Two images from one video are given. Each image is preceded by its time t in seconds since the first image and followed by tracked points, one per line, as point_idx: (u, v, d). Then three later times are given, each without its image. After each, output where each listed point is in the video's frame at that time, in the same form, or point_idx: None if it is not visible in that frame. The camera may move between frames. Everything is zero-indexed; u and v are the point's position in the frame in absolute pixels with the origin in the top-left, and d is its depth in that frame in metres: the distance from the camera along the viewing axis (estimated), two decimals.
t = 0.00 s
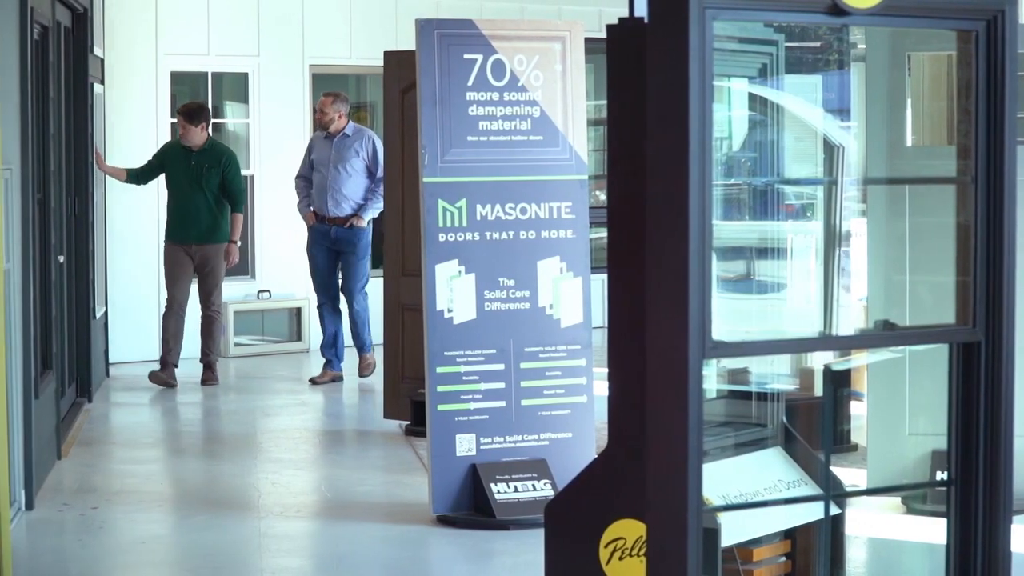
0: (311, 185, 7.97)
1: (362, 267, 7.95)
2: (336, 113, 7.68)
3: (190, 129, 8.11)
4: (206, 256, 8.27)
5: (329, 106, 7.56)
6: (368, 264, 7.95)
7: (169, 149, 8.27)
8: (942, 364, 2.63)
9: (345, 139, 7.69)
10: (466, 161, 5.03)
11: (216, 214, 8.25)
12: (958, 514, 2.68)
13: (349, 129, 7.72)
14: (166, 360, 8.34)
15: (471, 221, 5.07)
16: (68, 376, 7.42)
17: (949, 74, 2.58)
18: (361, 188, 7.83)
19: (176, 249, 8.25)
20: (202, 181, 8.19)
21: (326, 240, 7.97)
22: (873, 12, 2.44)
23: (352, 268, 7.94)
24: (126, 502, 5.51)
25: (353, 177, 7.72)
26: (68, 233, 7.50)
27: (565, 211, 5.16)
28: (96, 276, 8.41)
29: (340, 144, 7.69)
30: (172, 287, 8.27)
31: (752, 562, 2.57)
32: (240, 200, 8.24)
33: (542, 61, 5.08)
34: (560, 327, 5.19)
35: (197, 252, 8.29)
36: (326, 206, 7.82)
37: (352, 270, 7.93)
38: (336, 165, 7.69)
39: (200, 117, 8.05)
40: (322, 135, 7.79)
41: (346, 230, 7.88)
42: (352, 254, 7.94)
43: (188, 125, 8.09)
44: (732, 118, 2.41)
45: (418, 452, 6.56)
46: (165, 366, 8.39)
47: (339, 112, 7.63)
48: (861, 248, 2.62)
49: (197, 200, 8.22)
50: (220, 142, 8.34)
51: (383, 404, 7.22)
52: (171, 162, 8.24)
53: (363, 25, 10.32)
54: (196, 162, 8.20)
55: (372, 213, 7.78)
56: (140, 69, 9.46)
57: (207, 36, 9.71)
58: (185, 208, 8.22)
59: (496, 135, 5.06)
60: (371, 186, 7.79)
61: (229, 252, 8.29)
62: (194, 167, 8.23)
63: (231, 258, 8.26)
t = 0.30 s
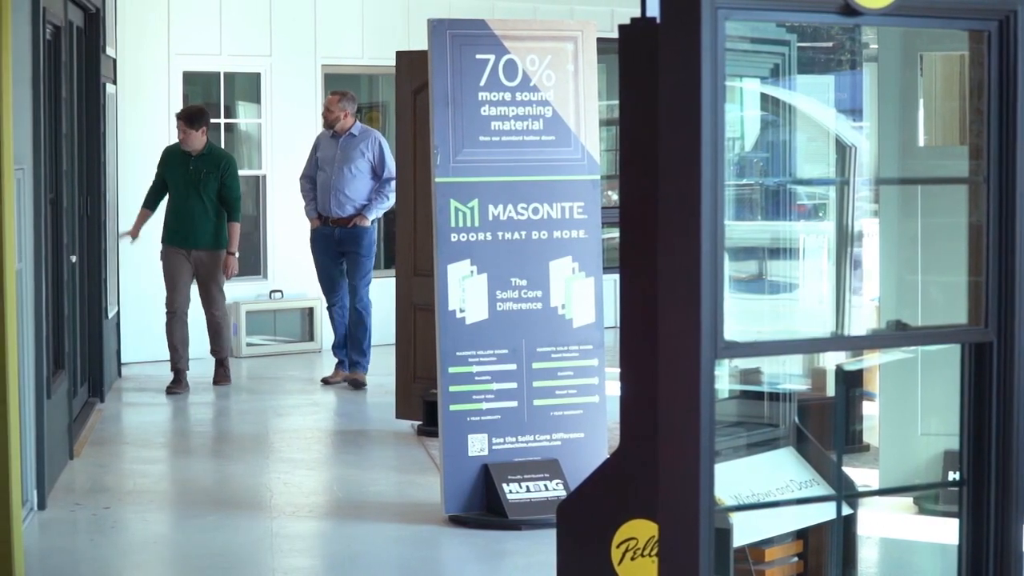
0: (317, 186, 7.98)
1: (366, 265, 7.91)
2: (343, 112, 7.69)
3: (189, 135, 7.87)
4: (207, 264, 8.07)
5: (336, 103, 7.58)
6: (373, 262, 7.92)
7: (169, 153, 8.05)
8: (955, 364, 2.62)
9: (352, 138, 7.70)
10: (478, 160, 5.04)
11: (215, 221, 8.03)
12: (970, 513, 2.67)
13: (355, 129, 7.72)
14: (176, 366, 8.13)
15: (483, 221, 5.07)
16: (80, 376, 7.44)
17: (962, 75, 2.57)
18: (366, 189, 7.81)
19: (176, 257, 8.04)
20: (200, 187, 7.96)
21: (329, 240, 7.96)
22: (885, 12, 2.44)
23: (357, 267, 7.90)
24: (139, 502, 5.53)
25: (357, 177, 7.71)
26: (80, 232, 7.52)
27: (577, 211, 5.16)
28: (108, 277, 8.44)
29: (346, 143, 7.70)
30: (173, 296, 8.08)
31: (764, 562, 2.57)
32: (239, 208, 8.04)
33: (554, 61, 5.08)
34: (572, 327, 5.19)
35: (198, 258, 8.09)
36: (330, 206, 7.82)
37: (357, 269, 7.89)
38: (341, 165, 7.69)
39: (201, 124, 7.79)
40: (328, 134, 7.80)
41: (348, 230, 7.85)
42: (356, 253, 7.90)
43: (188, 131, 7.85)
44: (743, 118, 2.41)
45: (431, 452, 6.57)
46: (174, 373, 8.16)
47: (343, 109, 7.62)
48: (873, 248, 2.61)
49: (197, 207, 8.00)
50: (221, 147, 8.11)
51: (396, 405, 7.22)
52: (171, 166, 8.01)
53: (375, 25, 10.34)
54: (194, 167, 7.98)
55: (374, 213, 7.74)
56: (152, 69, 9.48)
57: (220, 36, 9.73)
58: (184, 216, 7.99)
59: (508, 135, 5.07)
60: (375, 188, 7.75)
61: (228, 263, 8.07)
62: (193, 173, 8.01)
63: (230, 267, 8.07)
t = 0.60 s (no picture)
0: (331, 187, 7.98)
1: (378, 269, 7.88)
2: (358, 114, 7.70)
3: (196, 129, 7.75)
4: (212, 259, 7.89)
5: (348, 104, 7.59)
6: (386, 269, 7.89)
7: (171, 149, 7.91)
8: (966, 364, 2.61)
9: (365, 141, 7.69)
10: (490, 160, 5.05)
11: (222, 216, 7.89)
12: (981, 513, 2.66)
13: (370, 132, 7.71)
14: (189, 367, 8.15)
15: (495, 221, 5.08)
16: (92, 376, 7.47)
17: (973, 75, 2.56)
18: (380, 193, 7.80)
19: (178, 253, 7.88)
20: (208, 181, 7.83)
21: (341, 244, 7.95)
22: (898, 12, 2.44)
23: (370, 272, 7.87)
24: (151, 502, 5.54)
25: (370, 182, 7.70)
26: (92, 232, 7.54)
27: (589, 211, 5.17)
28: (120, 277, 8.46)
29: (359, 146, 7.69)
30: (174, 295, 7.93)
31: (776, 562, 2.57)
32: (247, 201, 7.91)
33: (566, 61, 5.08)
34: (584, 327, 5.20)
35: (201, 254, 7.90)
36: (342, 209, 7.82)
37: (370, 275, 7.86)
38: (354, 167, 7.69)
39: (207, 117, 7.70)
40: (343, 135, 7.80)
41: (359, 235, 7.84)
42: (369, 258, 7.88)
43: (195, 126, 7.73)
44: (755, 118, 2.41)
45: (442, 452, 6.58)
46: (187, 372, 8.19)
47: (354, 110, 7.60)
48: (884, 248, 2.60)
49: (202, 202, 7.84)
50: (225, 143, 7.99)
51: (408, 405, 7.23)
52: (174, 163, 7.89)
53: (387, 26, 10.36)
54: (200, 162, 7.85)
55: (386, 219, 7.74)
56: (164, 69, 9.51)
57: (232, 36, 9.75)
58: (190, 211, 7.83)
59: (520, 135, 5.07)
60: (387, 193, 7.74)
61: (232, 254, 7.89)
62: (199, 168, 7.87)
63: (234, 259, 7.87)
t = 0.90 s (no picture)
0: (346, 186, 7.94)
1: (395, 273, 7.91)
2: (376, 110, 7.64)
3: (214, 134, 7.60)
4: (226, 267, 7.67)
5: (367, 102, 7.52)
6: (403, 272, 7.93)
7: (188, 154, 7.73)
8: (978, 364, 2.61)
9: (383, 139, 7.68)
10: (502, 160, 5.05)
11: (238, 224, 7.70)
12: (993, 513, 2.66)
13: (387, 130, 7.69)
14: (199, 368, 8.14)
15: (507, 222, 5.09)
16: (104, 376, 7.49)
17: (985, 75, 2.56)
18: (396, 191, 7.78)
19: (190, 260, 7.71)
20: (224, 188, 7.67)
21: (357, 240, 7.89)
22: (910, 12, 2.44)
23: (387, 273, 7.88)
24: (163, 502, 5.56)
25: (387, 180, 7.68)
26: (104, 233, 7.55)
27: (601, 211, 5.17)
28: (132, 277, 8.47)
29: (377, 144, 7.67)
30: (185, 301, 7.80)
31: (787, 563, 2.56)
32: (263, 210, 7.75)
33: (578, 61, 5.09)
34: (596, 327, 5.20)
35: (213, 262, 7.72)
36: (360, 208, 7.78)
37: (387, 274, 7.87)
38: (372, 165, 7.66)
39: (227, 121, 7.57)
40: (358, 133, 7.77)
41: (379, 232, 7.82)
42: (385, 258, 7.89)
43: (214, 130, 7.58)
44: (767, 118, 2.41)
45: (454, 452, 6.59)
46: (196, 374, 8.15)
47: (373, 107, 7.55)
48: (896, 248, 2.60)
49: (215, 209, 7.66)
50: (242, 151, 7.82)
51: (419, 405, 7.24)
52: (190, 168, 7.71)
53: (399, 26, 10.37)
54: (217, 168, 7.69)
55: (405, 219, 7.70)
56: (177, 70, 9.53)
57: (244, 37, 9.76)
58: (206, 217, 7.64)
59: (532, 135, 5.07)
60: (405, 191, 7.71)
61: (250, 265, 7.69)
62: (215, 175, 7.70)
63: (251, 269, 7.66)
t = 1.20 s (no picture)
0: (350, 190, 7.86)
1: (404, 277, 7.85)
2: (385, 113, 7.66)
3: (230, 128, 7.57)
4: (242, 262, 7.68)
5: (380, 103, 7.53)
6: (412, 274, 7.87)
7: (199, 148, 7.68)
8: (988, 364, 2.61)
9: (393, 140, 7.69)
10: (512, 160, 5.06)
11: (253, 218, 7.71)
12: (1002, 513, 2.66)
13: (395, 131, 7.71)
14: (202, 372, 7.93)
15: (517, 222, 5.09)
16: (113, 376, 7.51)
17: (995, 74, 2.56)
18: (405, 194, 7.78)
19: (205, 256, 7.66)
20: (238, 182, 7.65)
21: (368, 242, 7.81)
22: (919, 12, 2.44)
23: (395, 277, 7.82)
24: (173, 501, 5.57)
25: (399, 182, 7.68)
26: (113, 233, 7.57)
27: (611, 211, 5.17)
28: (141, 277, 8.49)
29: (387, 146, 7.67)
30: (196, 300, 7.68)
31: (797, 563, 2.55)
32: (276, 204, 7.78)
33: (588, 61, 5.09)
34: (605, 327, 5.20)
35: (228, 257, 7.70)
36: (371, 211, 7.71)
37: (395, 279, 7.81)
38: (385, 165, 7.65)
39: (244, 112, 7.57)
40: (365, 135, 7.74)
41: (392, 235, 7.77)
42: (395, 261, 7.82)
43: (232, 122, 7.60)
44: (776, 118, 2.41)
45: (463, 452, 6.59)
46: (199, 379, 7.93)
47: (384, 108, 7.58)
48: (906, 248, 2.58)
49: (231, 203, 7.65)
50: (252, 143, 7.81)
51: (429, 405, 7.25)
52: (203, 163, 7.66)
53: (408, 25, 10.38)
54: (231, 162, 7.66)
55: (419, 220, 7.69)
56: (186, 70, 9.55)
57: (253, 36, 9.78)
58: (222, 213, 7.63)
59: (541, 135, 5.08)
60: (415, 193, 7.73)
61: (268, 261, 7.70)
62: (228, 169, 7.67)
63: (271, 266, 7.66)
